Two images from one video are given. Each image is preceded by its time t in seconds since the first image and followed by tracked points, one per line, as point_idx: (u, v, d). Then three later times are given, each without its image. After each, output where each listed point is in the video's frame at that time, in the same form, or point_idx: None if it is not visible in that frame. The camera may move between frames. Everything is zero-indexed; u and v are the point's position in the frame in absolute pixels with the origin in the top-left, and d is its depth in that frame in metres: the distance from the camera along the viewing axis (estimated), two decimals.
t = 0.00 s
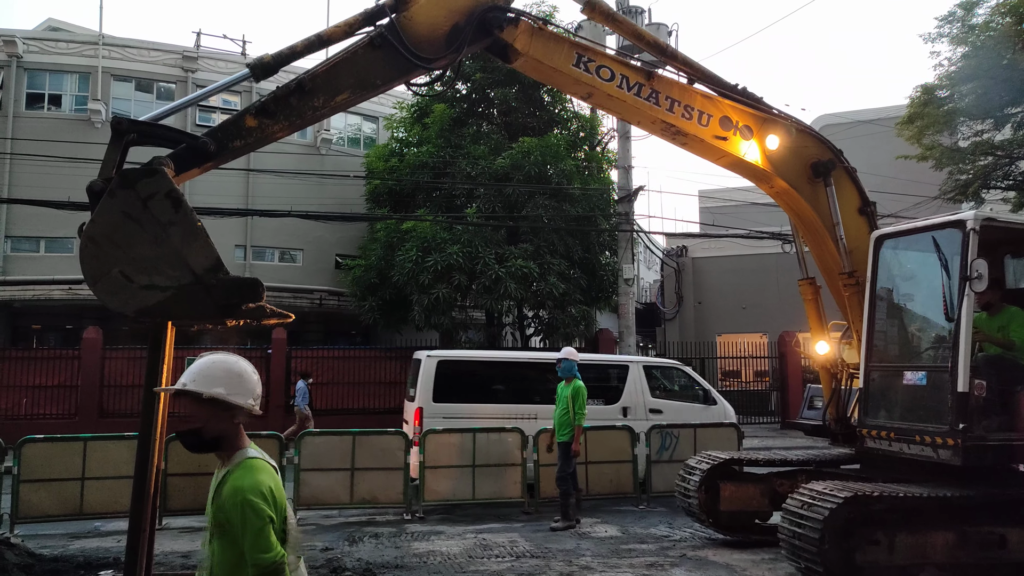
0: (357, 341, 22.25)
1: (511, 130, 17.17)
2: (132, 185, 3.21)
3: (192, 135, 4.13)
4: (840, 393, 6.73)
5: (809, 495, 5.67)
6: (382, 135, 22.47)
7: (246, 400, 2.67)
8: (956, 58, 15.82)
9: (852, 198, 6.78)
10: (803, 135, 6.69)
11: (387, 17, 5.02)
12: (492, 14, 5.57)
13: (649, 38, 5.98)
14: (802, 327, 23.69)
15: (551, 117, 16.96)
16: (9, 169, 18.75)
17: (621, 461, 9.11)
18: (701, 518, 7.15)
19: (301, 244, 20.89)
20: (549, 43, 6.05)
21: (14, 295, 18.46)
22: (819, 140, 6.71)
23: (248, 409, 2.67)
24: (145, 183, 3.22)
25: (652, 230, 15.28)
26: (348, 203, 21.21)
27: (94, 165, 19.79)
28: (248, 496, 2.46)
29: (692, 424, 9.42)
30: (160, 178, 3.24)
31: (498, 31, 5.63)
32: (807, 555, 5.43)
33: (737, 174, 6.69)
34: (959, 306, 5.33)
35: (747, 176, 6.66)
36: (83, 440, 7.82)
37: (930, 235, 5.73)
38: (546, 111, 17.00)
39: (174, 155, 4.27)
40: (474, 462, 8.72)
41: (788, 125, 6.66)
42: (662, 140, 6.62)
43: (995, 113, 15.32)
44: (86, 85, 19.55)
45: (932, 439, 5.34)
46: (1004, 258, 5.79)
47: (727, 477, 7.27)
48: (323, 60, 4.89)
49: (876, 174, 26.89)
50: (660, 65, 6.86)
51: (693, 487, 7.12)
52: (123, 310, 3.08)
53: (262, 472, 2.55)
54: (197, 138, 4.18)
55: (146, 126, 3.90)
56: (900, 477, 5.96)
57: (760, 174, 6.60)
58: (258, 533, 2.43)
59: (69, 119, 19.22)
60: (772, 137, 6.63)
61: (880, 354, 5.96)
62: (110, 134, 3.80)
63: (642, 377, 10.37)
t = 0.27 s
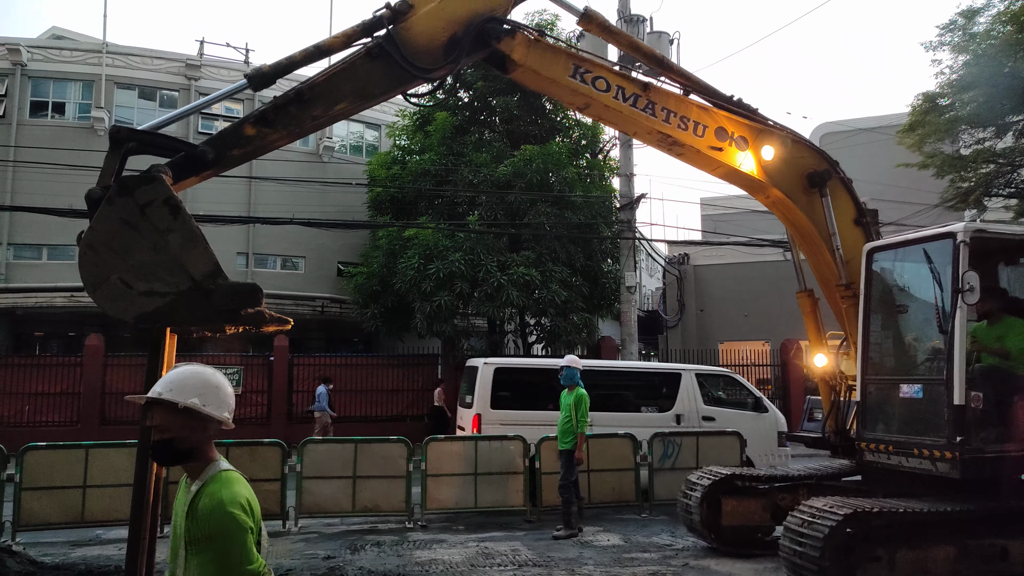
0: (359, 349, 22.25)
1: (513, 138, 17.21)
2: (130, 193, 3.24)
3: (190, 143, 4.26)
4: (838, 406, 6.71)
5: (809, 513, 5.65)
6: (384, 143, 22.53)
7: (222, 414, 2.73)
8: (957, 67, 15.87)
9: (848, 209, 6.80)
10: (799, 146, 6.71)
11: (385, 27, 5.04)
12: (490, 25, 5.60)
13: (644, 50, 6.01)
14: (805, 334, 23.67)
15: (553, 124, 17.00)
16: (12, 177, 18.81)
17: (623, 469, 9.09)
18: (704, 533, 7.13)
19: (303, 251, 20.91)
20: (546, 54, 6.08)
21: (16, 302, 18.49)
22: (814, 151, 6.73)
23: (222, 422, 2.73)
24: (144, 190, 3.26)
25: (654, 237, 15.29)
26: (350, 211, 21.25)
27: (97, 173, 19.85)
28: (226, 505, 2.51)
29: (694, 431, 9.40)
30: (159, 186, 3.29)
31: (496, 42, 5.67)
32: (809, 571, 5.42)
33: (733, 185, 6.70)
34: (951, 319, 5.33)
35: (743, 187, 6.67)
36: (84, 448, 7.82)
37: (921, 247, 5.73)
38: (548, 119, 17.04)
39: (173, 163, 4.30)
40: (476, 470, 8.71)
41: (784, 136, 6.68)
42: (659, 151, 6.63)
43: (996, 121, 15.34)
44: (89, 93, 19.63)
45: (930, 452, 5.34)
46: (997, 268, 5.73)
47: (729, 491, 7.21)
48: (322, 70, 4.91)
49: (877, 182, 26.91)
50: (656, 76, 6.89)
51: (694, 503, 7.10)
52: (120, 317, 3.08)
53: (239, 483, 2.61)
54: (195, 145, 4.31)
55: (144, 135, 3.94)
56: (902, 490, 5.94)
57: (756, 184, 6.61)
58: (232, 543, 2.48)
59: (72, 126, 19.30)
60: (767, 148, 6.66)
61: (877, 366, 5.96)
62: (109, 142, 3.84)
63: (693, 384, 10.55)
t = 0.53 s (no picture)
0: (360, 354, 22.25)
1: (514, 143, 17.25)
2: (135, 199, 3.40)
3: (193, 149, 4.36)
4: (841, 411, 6.69)
5: (812, 518, 5.62)
6: (385, 149, 22.58)
7: (176, 427, 2.59)
8: (958, 73, 15.92)
9: (850, 214, 6.80)
10: (800, 152, 6.72)
11: (387, 36, 5.08)
12: (491, 33, 5.57)
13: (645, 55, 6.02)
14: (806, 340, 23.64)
15: (554, 130, 17.04)
16: (14, 182, 18.86)
17: (624, 475, 9.08)
18: (705, 539, 7.11)
19: (304, 256, 20.93)
20: (548, 60, 6.09)
21: (18, 308, 18.51)
22: (816, 156, 6.74)
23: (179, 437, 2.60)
24: (148, 196, 3.40)
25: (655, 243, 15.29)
26: (351, 216, 21.27)
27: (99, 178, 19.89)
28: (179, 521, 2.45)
29: (696, 437, 9.38)
30: (163, 193, 3.42)
31: (497, 49, 5.62)
32: None
33: (734, 190, 6.70)
34: (955, 325, 5.32)
35: (745, 192, 6.67)
36: (86, 453, 7.83)
37: (924, 253, 5.73)
38: (549, 124, 17.07)
39: (175, 169, 4.43)
40: (476, 475, 8.70)
41: (786, 142, 6.69)
42: (660, 156, 6.63)
43: (997, 127, 15.36)
44: (92, 99, 19.69)
45: (933, 458, 5.32)
46: (1000, 272, 5.72)
47: (732, 497, 7.19)
48: (324, 76, 4.95)
49: (879, 188, 26.92)
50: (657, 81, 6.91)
51: (697, 507, 7.09)
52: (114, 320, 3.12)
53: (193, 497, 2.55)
54: (198, 152, 4.39)
55: (146, 141, 4.17)
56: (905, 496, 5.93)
57: (758, 190, 6.61)
58: (184, 557, 2.44)
59: (75, 132, 19.35)
60: (769, 153, 6.66)
61: (880, 372, 5.94)
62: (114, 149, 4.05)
63: (746, 390, 10.76)
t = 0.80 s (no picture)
0: (359, 351, 22.25)
1: (513, 141, 17.24)
2: (134, 195, 3.41)
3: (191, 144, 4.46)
4: (840, 409, 6.67)
5: (809, 514, 5.63)
6: (384, 146, 22.56)
7: (105, 424, 2.34)
8: (957, 69, 15.91)
9: (850, 211, 6.80)
10: (800, 147, 6.72)
11: (387, 27, 5.03)
12: (492, 26, 5.52)
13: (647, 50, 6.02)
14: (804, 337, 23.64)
15: (553, 127, 17.03)
16: (12, 179, 18.83)
17: (623, 471, 9.08)
18: (703, 536, 7.12)
19: (303, 253, 20.91)
20: (549, 55, 6.09)
21: (16, 305, 18.49)
22: (817, 152, 6.74)
23: (113, 434, 2.36)
24: (147, 192, 3.43)
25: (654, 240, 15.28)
26: (350, 213, 21.25)
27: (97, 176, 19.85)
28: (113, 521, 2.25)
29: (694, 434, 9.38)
30: (162, 190, 3.45)
31: (497, 41, 5.56)
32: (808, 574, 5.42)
33: (735, 185, 6.70)
34: (950, 322, 5.32)
35: (745, 187, 6.67)
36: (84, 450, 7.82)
37: (921, 250, 5.73)
38: (547, 121, 17.06)
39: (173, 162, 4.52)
40: (475, 472, 8.70)
41: (786, 137, 6.69)
42: (660, 151, 6.63)
43: (996, 124, 15.37)
44: (90, 96, 19.64)
45: (930, 454, 5.33)
46: (997, 269, 5.80)
47: (730, 494, 7.20)
48: (325, 69, 4.95)
49: (878, 185, 26.91)
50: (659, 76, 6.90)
51: (695, 504, 7.09)
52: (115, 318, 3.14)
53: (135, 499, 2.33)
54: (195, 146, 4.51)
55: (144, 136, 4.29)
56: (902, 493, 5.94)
57: (758, 185, 6.61)
58: (123, 562, 2.25)
59: (73, 129, 19.32)
60: (769, 148, 6.66)
61: (877, 369, 5.95)
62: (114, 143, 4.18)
63: (794, 389, 10.84)
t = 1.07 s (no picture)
0: (359, 350, 22.27)
1: (513, 139, 17.24)
2: (135, 188, 3.39)
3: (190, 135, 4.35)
4: (837, 408, 6.69)
5: (809, 514, 5.64)
6: (384, 145, 22.56)
7: (44, 425, 2.35)
8: (956, 67, 15.92)
9: (848, 209, 6.80)
10: (799, 146, 6.73)
11: (387, 22, 5.03)
12: (493, 21, 5.54)
13: (647, 46, 6.02)
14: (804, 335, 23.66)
15: (552, 126, 17.03)
16: (11, 179, 18.83)
17: (623, 470, 9.10)
18: (703, 537, 7.12)
19: (302, 252, 20.93)
20: (549, 50, 6.08)
21: (16, 304, 18.50)
22: (815, 151, 6.75)
23: (54, 436, 2.36)
24: (149, 185, 3.43)
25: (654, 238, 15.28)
26: (350, 212, 21.26)
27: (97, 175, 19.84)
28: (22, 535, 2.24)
29: (694, 432, 9.40)
30: (163, 183, 3.47)
31: (498, 37, 5.59)
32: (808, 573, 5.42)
33: (733, 183, 6.71)
34: (949, 320, 5.32)
35: (743, 185, 6.68)
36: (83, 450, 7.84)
37: (917, 248, 5.73)
38: (547, 120, 17.07)
39: (171, 155, 4.39)
40: (475, 471, 8.71)
41: (785, 135, 6.69)
42: (660, 148, 6.64)
43: (995, 122, 15.38)
44: (88, 95, 19.63)
45: (929, 452, 5.34)
46: (993, 267, 5.80)
47: (729, 494, 7.21)
48: (325, 63, 4.94)
49: (877, 183, 26.92)
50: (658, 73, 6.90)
51: (694, 504, 7.10)
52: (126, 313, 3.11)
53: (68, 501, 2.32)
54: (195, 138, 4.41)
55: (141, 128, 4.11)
56: (900, 491, 5.96)
57: (757, 183, 6.62)
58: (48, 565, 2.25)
59: (72, 128, 19.30)
60: (768, 146, 6.67)
61: (875, 368, 5.96)
62: (112, 136, 3.97)
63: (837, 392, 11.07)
